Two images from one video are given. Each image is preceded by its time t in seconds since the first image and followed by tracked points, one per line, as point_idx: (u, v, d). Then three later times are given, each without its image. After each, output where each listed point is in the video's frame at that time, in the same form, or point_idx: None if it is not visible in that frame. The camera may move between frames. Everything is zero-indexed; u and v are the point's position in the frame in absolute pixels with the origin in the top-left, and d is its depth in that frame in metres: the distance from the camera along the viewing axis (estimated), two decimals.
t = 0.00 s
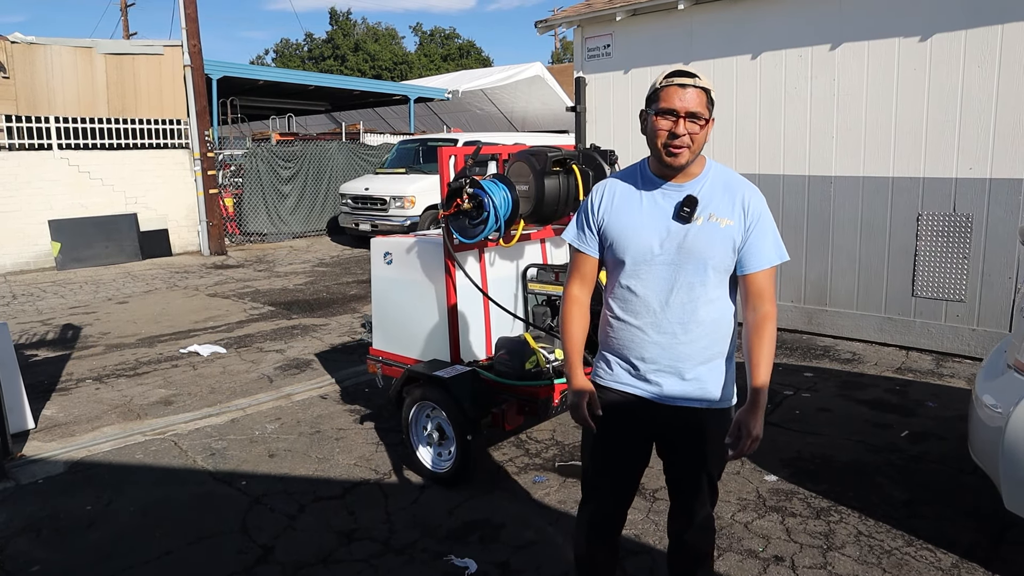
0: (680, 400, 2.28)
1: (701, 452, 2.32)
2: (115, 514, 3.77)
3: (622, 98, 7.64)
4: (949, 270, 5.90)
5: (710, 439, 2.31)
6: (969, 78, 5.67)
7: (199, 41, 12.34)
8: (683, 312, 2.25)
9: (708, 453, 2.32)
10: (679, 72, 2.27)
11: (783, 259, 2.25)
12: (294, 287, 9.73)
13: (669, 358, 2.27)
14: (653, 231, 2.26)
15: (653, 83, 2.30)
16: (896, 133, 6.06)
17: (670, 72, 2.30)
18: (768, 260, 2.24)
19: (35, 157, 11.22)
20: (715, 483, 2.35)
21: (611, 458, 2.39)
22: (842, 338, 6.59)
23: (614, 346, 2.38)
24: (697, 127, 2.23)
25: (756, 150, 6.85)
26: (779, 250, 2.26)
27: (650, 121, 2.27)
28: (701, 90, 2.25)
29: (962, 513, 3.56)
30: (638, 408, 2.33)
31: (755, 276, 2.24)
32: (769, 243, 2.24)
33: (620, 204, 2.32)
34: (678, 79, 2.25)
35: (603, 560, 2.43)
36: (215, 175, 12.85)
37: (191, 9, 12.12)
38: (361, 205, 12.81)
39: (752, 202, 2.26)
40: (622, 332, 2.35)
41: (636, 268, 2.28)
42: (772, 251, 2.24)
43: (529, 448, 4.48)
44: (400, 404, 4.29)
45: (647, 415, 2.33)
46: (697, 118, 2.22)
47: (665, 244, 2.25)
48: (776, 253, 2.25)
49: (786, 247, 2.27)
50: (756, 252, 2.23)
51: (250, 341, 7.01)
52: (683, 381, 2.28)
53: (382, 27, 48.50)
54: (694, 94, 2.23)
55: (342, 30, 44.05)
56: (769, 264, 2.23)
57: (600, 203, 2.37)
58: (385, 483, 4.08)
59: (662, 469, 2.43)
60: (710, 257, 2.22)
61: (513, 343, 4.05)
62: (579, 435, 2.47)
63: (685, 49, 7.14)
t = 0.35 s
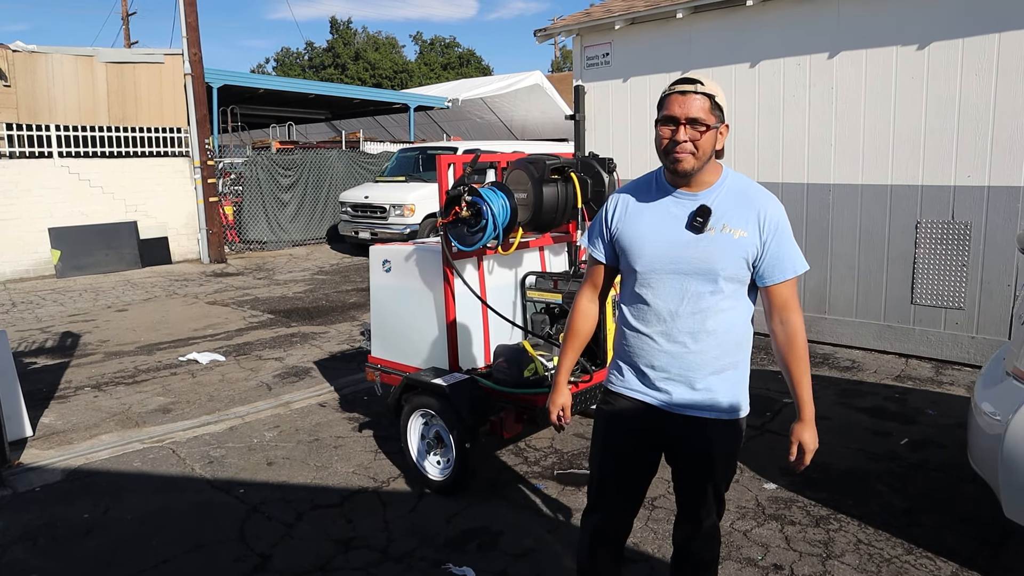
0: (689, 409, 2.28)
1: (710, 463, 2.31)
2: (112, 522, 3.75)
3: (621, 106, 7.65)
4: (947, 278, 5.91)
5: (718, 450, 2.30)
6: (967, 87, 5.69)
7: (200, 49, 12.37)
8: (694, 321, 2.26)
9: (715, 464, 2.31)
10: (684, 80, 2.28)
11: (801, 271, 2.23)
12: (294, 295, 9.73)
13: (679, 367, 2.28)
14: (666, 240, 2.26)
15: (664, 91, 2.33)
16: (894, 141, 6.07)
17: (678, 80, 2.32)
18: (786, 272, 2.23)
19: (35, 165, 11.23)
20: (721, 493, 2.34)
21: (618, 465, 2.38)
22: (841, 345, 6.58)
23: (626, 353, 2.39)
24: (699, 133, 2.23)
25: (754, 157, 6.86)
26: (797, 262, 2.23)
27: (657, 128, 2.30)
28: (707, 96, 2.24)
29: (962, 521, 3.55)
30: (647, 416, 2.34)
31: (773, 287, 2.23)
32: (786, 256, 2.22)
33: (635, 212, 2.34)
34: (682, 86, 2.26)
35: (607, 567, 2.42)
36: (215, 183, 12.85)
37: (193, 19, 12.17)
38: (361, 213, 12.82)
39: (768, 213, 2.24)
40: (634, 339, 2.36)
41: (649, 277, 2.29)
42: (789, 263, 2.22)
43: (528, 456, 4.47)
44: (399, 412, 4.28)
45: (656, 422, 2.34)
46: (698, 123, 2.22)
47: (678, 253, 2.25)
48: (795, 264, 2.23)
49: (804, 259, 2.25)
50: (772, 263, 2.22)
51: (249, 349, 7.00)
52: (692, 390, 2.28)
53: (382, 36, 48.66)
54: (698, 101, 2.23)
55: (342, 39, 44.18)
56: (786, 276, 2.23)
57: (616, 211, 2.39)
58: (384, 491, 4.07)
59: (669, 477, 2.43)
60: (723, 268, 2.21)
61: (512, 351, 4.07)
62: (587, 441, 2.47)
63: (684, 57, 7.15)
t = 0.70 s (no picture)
0: (682, 411, 2.29)
1: (703, 467, 2.31)
2: (97, 531, 3.72)
3: (609, 111, 7.67)
4: (933, 281, 5.95)
5: (710, 453, 2.30)
6: (951, 91, 5.75)
7: (187, 54, 12.34)
8: (686, 323, 2.26)
9: (708, 467, 2.31)
10: (686, 85, 2.27)
11: (794, 272, 2.22)
12: (282, 300, 9.69)
13: (671, 370, 2.28)
14: (657, 241, 2.27)
15: (661, 95, 2.31)
16: (881, 144, 6.11)
17: (680, 84, 2.31)
18: (779, 272, 2.21)
19: (20, 170, 11.15)
20: (714, 497, 2.35)
21: (612, 468, 2.38)
22: (829, 348, 6.61)
23: (619, 356, 2.40)
24: (705, 139, 2.23)
25: (742, 161, 6.90)
26: (789, 263, 2.23)
27: (658, 134, 2.28)
28: (709, 102, 2.25)
29: (950, 523, 3.57)
30: (640, 419, 2.34)
31: (765, 286, 2.22)
32: (779, 256, 2.22)
33: (626, 214, 2.35)
34: (685, 92, 2.25)
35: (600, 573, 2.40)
36: (202, 188, 12.79)
37: (181, 23, 12.12)
38: (349, 218, 12.79)
39: (760, 212, 2.24)
40: (627, 342, 2.37)
41: (640, 278, 2.30)
42: (782, 263, 2.22)
43: (517, 460, 4.47)
44: (387, 417, 4.26)
45: (648, 426, 2.34)
46: (704, 130, 2.22)
47: (669, 254, 2.26)
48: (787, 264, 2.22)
49: (796, 260, 2.25)
50: (765, 262, 2.21)
51: (237, 355, 6.96)
52: (684, 392, 2.28)
53: (370, 41, 48.66)
54: (701, 106, 2.24)
55: (331, 44, 44.13)
56: (779, 275, 2.21)
57: (608, 212, 2.40)
58: (372, 497, 4.05)
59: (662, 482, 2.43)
60: (714, 269, 2.22)
61: (501, 355, 4.05)
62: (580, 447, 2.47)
63: (671, 62, 7.18)
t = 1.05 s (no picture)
0: (674, 417, 2.30)
1: (695, 472, 2.31)
2: (84, 538, 3.68)
3: (599, 116, 7.70)
4: (920, 285, 6.00)
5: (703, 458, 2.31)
6: (936, 97, 5.81)
7: (175, 59, 12.23)
8: (678, 329, 2.27)
9: (700, 471, 2.32)
10: (678, 89, 2.29)
11: (783, 276, 2.23)
12: (271, 305, 9.65)
13: (664, 376, 2.29)
14: (649, 248, 2.29)
15: (653, 99, 2.33)
16: (867, 150, 6.16)
17: (672, 89, 2.32)
18: (766, 277, 2.22)
19: (6, 174, 11.08)
20: (706, 501, 2.35)
21: (605, 473, 2.39)
22: (817, 352, 6.65)
23: (611, 362, 2.40)
24: (694, 143, 2.25)
25: (730, 167, 6.94)
26: (778, 269, 2.24)
27: (648, 137, 2.29)
28: (700, 107, 2.26)
29: (937, 526, 3.59)
30: (632, 424, 2.35)
31: (753, 291, 2.21)
32: (768, 261, 2.23)
33: (618, 220, 2.36)
34: (677, 96, 2.26)
35: None
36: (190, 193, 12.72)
37: (168, 27, 12.07)
38: (338, 223, 12.76)
39: (749, 218, 2.25)
40: (619, 348, 2.37)
41: (632, 284, 2.31)
42: (771, 268, 2.22)
43: (507, 466, 4.46)
44: (377, 423, 4.25)
45: (640, 430, 2.34)
46: (694, 134, 2.23)
47: (661, 261, 2.27)
48: (776, 270, 2.23)
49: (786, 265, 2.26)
50: (754, 267, 2.22)
51: (225, 361, 6.93)
52: (677, 398, 2.29)
53: (359, 46, 48.65)
54: (692, 111, 2.25)
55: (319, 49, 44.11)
56: (767, 280, 2.21)
57: (599, 219, 2.42)
58: (362, 503, 4.03)
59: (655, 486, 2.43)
60: (705, 274, 2.23)
61: (490, 361, 4.02)
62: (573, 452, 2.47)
63: (660, 68, 7.22)
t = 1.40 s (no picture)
0: (672, 424, 2.30)
1: (693, 477, 2.33)
2: (83, 543, 3.68)
3: (598, 122, 7.71)
4: (919, 290, 6.01)
5: (701, 465, 2.31)
6: (935, 102, 5.83)
7: (175, 64, 12.32)
8: (676, 337, 2.27)
9: (698, 478, 2.32)
10: (674, 95, 2.30)
11: (779, 286, 2.28)
12: (270, 310, 9.65)
13: (661, 383, 2.29)
14: (646, 255, 2.28)
15: (650, 105, 2.34)
16: (866, 155, 6.18)
17: (668, 95, 2.33)
18: (765, 287, 2.27)
19: (6, 179, 11.08)
20: (704, 507, 2.36)
21: (603, 480, 2.39)
22: (816, 357, 6.66)
23: (608, 368, 2.40)
24: (690, 149, 2.26)
25: (729, 172, 6.95)
26: (774, 278, 2.28)
27: (646, 143, 2.31)
28: (697, 113, 2.27)
29: (937, 531, 3.59)
30: (630, 431, 2.35)
31: (755, 302, 2.28)
32: (765, 271, 2.26)
33: (615, 228, 2.35)
34: (673, 101, 2.28)
35: None
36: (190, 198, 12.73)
37: (168, 32, 12.10)
38: (338, 227, 12.77)
39: (747, 227, 2.27)
40: (616, 354, 2.37)
41: (629, 292, 2.30)
42: (768, 278, 2.27)
43: (507, 471, 4.46)
44: (377, 428, 4.25)
45: (638, 437, 2.35)
46: (691, 140, 2.25)
47: (658, 268, 2.26)
48: (772, 280, 2.27)
49: (781, 274, 2.29)
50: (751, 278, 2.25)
51: (224, 365, 6.93)
52: (674, 406, 2.29)
53: (359, 51, 48.74)
54: (689, 116, 2.26)
55: (319, 53, 44.20)
56: (764, 291, 2.26)
57: (595, 225, 2.41)
58: (362, 508, 4.03)
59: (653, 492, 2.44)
60: (703, 283, 2.23)
61: (490, 365, 4.04)
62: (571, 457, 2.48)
63: (659, 73, 7.23)
